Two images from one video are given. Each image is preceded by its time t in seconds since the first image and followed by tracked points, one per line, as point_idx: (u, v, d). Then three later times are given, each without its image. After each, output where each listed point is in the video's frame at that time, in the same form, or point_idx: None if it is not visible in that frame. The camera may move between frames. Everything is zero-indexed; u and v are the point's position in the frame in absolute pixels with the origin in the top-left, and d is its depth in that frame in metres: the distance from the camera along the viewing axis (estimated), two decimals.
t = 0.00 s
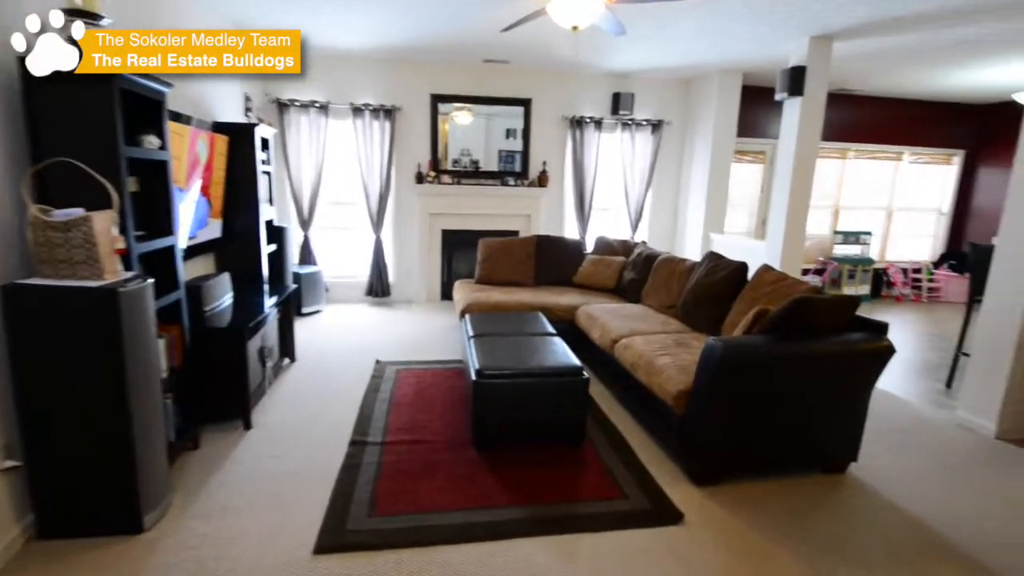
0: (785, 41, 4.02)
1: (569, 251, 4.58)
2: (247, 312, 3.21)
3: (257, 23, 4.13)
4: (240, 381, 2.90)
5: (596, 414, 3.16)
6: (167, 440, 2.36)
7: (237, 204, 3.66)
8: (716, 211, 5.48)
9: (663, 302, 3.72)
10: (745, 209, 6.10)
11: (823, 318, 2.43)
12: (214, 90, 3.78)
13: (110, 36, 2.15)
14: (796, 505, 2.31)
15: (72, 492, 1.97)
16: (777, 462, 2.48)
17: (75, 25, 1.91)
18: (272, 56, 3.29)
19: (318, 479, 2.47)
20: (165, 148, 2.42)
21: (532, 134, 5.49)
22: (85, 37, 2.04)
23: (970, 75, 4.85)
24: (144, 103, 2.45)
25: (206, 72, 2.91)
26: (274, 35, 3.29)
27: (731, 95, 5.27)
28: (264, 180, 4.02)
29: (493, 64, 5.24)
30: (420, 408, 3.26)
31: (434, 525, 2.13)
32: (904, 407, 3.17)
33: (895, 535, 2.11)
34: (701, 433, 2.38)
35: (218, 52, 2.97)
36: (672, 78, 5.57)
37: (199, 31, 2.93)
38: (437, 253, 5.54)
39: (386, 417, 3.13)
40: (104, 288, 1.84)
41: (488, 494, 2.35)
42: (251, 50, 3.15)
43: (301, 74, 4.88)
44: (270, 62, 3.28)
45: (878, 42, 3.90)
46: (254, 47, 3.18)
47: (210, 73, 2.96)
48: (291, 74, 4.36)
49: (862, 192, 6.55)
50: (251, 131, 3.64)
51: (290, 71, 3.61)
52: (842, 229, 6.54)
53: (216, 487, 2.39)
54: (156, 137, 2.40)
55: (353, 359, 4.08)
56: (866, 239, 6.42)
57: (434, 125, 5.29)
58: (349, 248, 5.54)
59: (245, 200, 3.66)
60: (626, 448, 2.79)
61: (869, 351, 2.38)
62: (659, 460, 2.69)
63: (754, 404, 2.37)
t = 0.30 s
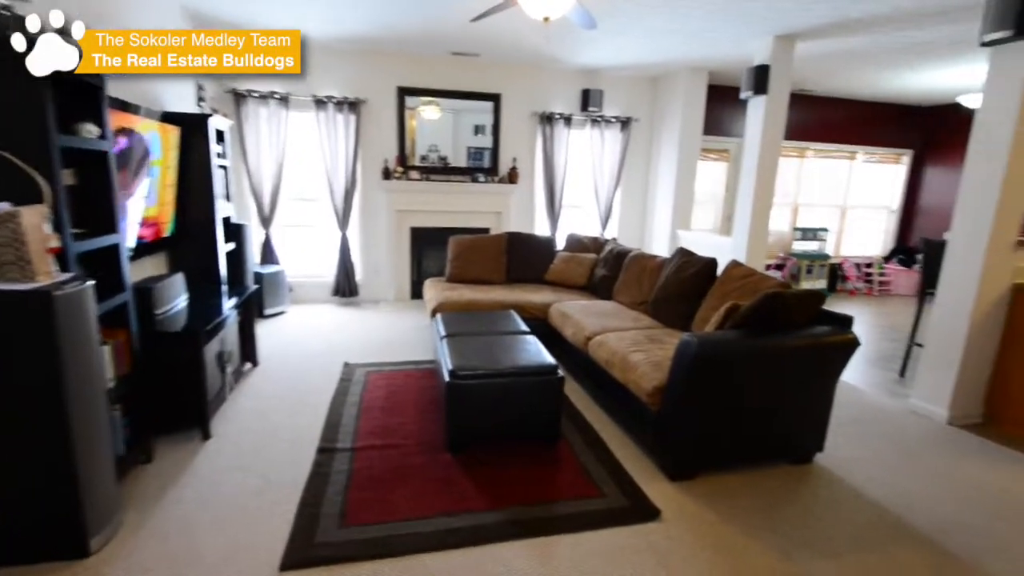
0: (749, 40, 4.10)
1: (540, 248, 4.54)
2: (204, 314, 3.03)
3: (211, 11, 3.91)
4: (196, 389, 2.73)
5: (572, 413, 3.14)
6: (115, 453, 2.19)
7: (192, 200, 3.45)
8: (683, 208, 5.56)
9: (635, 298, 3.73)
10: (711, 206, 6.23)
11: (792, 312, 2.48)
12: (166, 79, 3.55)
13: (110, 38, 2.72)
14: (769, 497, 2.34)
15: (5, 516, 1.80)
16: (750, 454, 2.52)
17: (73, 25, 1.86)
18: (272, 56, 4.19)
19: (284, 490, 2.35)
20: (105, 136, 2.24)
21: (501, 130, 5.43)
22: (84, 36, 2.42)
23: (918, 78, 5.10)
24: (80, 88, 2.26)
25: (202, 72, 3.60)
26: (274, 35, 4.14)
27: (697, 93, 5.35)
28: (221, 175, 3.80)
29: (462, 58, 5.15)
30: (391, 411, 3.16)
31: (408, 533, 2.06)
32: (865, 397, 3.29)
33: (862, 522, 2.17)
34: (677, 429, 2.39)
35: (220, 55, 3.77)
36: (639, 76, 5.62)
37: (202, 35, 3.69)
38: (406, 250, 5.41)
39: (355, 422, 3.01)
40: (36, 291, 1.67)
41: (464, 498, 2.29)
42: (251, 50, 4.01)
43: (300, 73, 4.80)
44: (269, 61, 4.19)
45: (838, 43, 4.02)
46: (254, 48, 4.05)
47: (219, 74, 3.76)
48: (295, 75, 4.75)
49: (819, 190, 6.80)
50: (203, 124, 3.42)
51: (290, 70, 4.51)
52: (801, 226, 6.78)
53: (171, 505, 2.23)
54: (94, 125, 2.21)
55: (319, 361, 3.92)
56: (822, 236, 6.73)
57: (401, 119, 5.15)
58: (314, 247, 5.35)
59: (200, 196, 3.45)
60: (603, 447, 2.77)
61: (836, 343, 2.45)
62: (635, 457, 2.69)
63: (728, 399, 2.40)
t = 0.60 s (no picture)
0: (711, 44, 4.17)
1: (510, 248, 4.48)
2: (155, 321, 2.83)
3: None
4: (143, 403, 2.53)
5: (545, 415, 3.11)
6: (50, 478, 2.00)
7: (138, 198, 3.21)
8: (649, 207, 5.63)
9: (605, 296, 3.73)
10: (675, 205, 6.35)
11: (760, 309, 2.53)
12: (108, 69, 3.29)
13: (112, 39, 3.27)
14: (741, 494, 2.38)
15: None
16: (722, 451, 2.56)
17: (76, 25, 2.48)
18: (273, 56, 4.43)
19: (245, 508, 2.22)
20: (37, 128, 2.04)
21: (468, 128, 5.34)
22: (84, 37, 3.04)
23: (867, 84, 5.33)
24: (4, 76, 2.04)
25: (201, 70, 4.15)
26: (274, 35, 4.29)
27: (661, 94, 5.42)
28: (172, 173, 3.57)
29: (427, 54, 5.03)
30: (359, 419, 3.05)
31: (378, 550, 1.97)
32: (825, 390, 3.41)
33: (828, 515, 2.25)
34: (650, 429, 2.40)
35: (220, 55, 4.19)
36: (604, 76, 5.65)
37: (200, 34, 4.10)
38: (372, 250, 5.25)
39: (320, 432, 2.89)
40: None
41: (436, 510, 2.22)
42: (251, 50, 4.29)
43: (300, 73, 4.76)
44: (269, 60, 4.43)
45: (795, 48, 4.14)
46: (253, 47, 4.30)
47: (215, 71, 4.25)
48: (293, 75, 4.73)
49: (776, 189, 7.05)
50: (152, 116, 3.18)
51: (293, 72, 4.70)
52: (760, 224, 7.01)
53: (118, 532, 2.05)
54: (23, 117, 2.00)
55: (281, 368, 3.75)
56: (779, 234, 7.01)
57: (365, 116, 4.99)
58: (273, 247, 5.13)
59: (151, 193, 3.21)
60: (578, 449, 2.76)
61: (803, 339, 2.51)
62: (610, 458, 2.69)
63: (700, 397, 2.42)
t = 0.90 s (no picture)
0: (672, 44, 4.23)
1: (476, 247, 4.41)
2: (97, 329, 2.62)
3: None
4: (85, 418, 2.33)
5: (516, 417, 3.07)
6: None
7: (73, 197, 2.95)
8: (614, 205, 5.68)
9: (573, 296, 3.70)
10: (639, 204, 6.44)
11: (725, 307, 2.58)
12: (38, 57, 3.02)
13: (112, 40, 3.89)
14: (710, 490, 2.41)
15: None
16: (692, 448, 2.59)
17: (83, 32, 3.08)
18: (272, 56, 4.50)
19: (200, 528, 2.07)
20: None
21: (431, 126, 5.23)
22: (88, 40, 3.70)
23: (819, 86, 5.54)
24: None
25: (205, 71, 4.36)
26: (274, 35, 4.36)
27: (624, 93, 5.47)
28: (112, 171, 3.32)
29: (387, 49, 4.89)
30: (322, 428, 2.92)
31: (347, 566, 1.88)
32: (786, 383, 3.51)
33: (794, 505, 2.30)
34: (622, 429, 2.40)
35: (219, 54, 4.33)
36: (568, 75, 5.65)
37: (202, 33, 4.24)
38: (333, 252, 5.07)
39: (281, 443, 2.75)
40: None
41: (407, 520, 2.15)
42: (251, 50, 4.38)
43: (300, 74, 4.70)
44: (268, 60, 4.48)
45: (752, 50, 4.25)
46: (253, 47, 4.39)
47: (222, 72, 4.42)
48: (293, 75, 4.67)
49: (735, 188, 7.26)
50: (90, 110, 2.92)
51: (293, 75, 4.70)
52: (720, 222, 7.21)
53: (54, 562, 1.86)
54: None
55: (236, 377, 3.54)
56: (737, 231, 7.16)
57: (323, 113, 4.80)
58: (227, 249, 4.87)
59: (88, 192, 2.97)
60: (550, 451, 2.73)
61: (767, 335, 2.57)
62: (582, 459, 2.68)
63: (670, 395, 2.44)
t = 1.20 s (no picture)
0: (634, 47, 4.29)
1: (443, 249, 4.33)
2: (27, 343, 2.40)
3: None
4: (13, 441, 2.12)
5: (487, 421, 3.04)
6: None
7: None
8: (580, 206, 5.73)
9: (542, 296, 3.69)
10: (604, 204, 6.52)
11: (691, 305, 2.63)
12: None
13: (110, 39, 3.94)
14: (680, 486, 2.45)
15: None
16: (661, 445, 2.63)
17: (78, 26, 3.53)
18: (272, 56, 4.43)
19: (150, 554, 1.93)
20: None
21: (394, 125, 5.12)
22: (83, 40, 3.88)
23: (773, 90, 5.78)
24: None
25: (206, 71, 4.30)
26: (274, 35, 4.31)
27: (588, 94, 5.52)
28: (44, 170, 3.05)
29: (348, 45, 4.74)
30: (284, 440, 2.79)
31: None
32: (747, 377, 3.63)
33: (758, 497, 2.38)
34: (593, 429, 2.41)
35: (219, 54, 4.27)
36: (533, 75, 5.65)
37: (202, 33, 4.18)
38: (293, 256, 4.87)
39: (239, 458, 2.61)
40: None
41: (375, 532, 2.08)
42: (251, 50, 4.34)
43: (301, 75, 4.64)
44: (268, 60, 4.42)
45: (711, 54, 4.37)
46: (252, 47, 4.34)
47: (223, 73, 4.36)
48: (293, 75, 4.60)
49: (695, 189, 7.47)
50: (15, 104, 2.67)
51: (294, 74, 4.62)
52: (682, 222, 7.41)
53: None
54: None
55: (189, 389, 3.34)
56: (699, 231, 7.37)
57: (280, 110, 4.60)
58: (177, 253, 4.60)
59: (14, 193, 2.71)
60: (523, 454, 2.71)
61: (730, 332, 2.64)
62: (554, 460, 2.67)
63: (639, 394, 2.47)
